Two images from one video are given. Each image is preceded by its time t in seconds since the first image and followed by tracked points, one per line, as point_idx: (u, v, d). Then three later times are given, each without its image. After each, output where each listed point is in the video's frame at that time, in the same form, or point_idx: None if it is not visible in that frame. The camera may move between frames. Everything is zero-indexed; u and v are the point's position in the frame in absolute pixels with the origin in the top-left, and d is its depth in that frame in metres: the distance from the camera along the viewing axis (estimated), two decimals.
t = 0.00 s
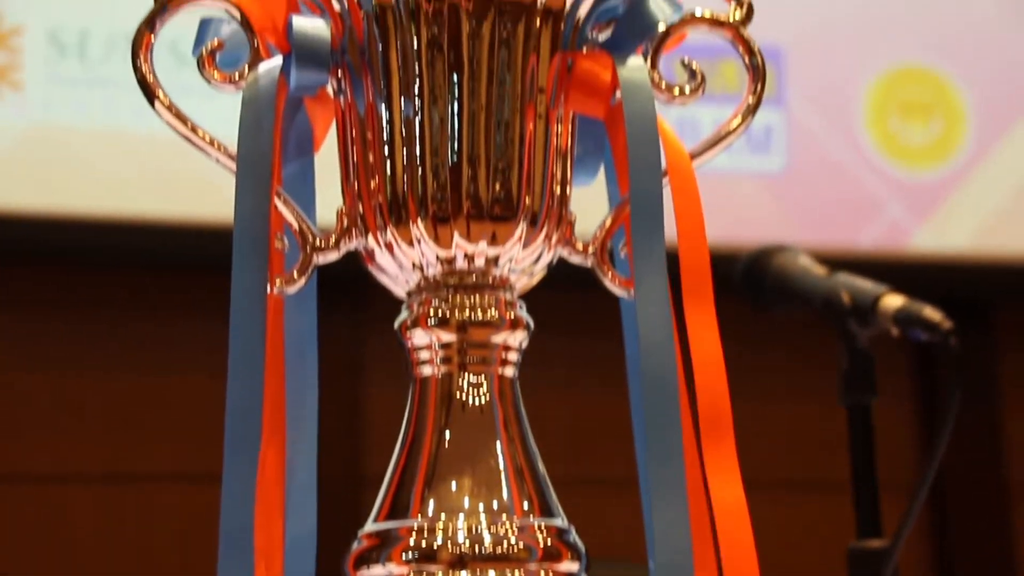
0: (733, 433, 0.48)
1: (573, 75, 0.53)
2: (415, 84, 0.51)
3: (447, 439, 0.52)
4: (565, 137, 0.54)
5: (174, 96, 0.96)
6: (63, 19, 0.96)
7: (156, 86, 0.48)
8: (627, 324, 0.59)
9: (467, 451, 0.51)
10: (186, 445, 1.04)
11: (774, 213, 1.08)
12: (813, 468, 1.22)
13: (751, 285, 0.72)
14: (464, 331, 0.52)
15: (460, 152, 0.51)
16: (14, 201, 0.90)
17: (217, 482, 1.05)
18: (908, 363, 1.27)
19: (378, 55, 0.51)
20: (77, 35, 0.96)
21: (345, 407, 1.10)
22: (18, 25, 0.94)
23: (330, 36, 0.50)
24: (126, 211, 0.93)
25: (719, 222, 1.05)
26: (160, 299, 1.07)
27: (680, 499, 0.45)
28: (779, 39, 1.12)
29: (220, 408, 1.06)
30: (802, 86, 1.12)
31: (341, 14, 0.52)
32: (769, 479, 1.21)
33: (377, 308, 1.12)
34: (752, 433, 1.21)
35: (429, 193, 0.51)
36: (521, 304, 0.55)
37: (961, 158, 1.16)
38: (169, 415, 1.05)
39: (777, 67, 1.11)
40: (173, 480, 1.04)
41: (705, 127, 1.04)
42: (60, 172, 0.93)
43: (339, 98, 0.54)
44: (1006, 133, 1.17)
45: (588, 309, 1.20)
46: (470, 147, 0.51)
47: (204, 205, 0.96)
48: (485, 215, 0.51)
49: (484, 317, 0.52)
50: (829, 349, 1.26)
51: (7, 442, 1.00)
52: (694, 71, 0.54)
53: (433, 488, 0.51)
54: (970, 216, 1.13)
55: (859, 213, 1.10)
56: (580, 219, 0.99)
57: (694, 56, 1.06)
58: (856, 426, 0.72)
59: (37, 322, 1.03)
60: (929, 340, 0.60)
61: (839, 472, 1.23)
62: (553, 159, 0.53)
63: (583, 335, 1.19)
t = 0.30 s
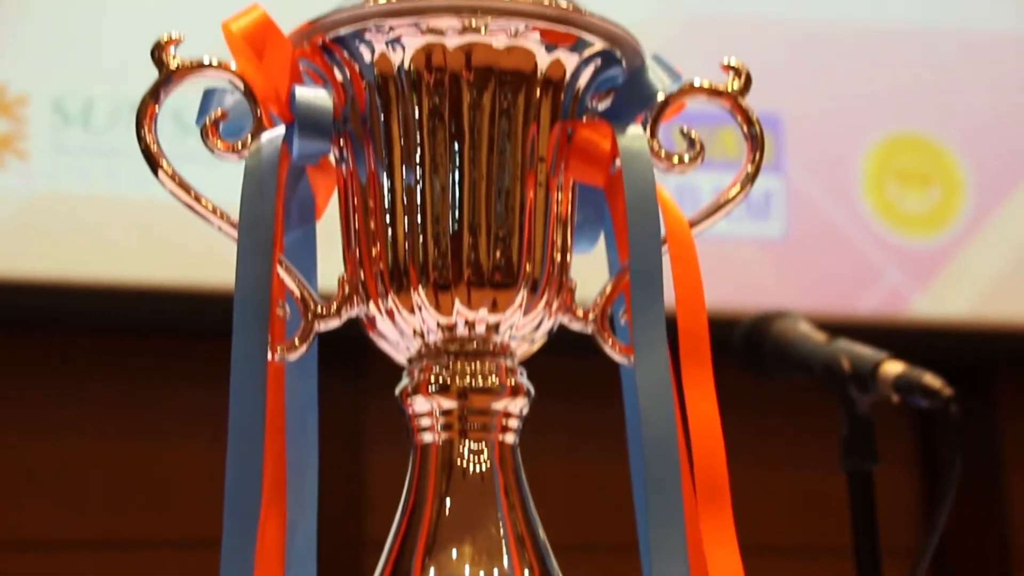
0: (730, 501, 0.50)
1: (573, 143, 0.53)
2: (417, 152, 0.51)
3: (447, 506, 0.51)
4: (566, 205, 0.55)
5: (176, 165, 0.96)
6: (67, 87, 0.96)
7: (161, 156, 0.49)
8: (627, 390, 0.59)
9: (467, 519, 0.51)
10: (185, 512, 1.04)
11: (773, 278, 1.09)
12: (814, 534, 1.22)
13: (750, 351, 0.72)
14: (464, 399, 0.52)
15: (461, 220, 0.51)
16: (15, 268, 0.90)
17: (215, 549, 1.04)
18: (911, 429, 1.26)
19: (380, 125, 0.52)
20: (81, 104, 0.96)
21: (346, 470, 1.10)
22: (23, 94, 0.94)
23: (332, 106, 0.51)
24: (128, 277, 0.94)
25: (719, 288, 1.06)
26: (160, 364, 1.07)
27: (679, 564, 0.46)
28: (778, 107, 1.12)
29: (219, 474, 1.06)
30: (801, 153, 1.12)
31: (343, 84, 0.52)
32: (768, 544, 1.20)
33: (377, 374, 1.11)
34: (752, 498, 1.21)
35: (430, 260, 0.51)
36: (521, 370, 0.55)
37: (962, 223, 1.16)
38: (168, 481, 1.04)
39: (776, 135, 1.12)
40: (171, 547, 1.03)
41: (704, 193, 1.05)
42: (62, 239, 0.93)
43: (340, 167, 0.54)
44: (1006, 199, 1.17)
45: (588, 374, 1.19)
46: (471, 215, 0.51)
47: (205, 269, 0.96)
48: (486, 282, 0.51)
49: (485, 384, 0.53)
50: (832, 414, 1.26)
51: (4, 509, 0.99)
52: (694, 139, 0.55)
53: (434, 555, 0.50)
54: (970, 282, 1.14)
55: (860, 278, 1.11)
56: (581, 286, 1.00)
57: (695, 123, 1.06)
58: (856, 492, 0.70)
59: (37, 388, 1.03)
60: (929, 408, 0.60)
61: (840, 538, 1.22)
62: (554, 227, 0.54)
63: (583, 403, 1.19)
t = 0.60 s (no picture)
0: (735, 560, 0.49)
1: (573, 202, 0.54)
2: (418, 211, 0.52)
3: (449, 563, 0.51)
4: (567, 263, 0.55)
5: (177, 220, 0.96)
6: (71, 145, 0.96)
7: (163, 214, 0.49)
8: (628, 446, 0.59)
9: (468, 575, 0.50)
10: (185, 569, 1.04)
11: (774, 335, 1.09)
12: None
13: (751, 408, 0.72)
14: (465, 455, 0.52)
15: (462, 277, 0.52)
16: (15, 323, 0.92)
17: None
18: (912, 485, 1.26)
19: (381, 184, 0.52)
20: (83, 162, 0.97)
21: (346, 524, 1.10)
22: (27, 152, 0.95)
23: (334, 164, 0.51)
24: (129, 333, 0.94)
25: (719, 343, 1.07)
26: (160, 418, 1.06)
27: None
28: (778, 165, 1.13)
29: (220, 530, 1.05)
30: (801, 210, 1.13)
31: (345, 143, 0.53)
32: None
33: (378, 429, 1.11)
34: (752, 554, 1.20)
35: (431, 317, 0.51)
36: (523, 429, 0.55)
37: (962, 278, 1.16)
38: (168, 537, 1.04)
39: (776, 193, 1.12)
40: None
41: (705, 251, 1.05)
42: (63, 295, 0.94)
43: (342, 225, 0.54)
44: (1008, 252, 1.17)
45: (588, 429, 1.19)
46: (472, 272, 0.52)
47: (205, 324, 0.96)
48: (486, 339, 0.52)
49: (485, 440, 0.52)
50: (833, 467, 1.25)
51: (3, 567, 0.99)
52: (694, 198, 0.55)
53: None
54: (970, 337, 1.14)
55: (860, 334, 1.11)
56: (582, 343, 1.00)
57: (694, 180, 1.07)
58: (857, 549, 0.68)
59: (37, 443, 1.03)
60: (930, 464, 0.60)
61: None
62: (555, 284, 0.54)
63: (583, 458, 1.18)
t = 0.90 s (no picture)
0: None
1: (574, 234, 0.54)
2: (419, 243, 0.52)
3: None
4: (567, 294, 0.55)
5: (179, 252, 0.97)
6: (74, 178, 0.97)
7: (166, 247, 0.50)
8: (630, 478, 0.59)
9: None
10: None
11: (775, 366, 1.09)
12: None
13: (751, 442, 0.72)
14: (466, 486, 0.52)
15: (463, 309, 0.52)
16: (16, 355, 0.92)
17: None
18: (914, 517, 1.26)
19: (383, 216, 0.52)
20: (86, 194, 0.97)
21: (347, 554, 1.09)
22: (30, 185, 0.95)
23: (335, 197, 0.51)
24: (129, 363, 0.94)
25: (719, 373, 1.07)
26: (162, 451, 1.06)
27: None
28: (778, 197, 1.13)
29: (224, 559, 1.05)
30: (801, 241, 1.13)
31: (347, 175, 0.53)
32: None
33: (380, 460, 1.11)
34: None
35: (431, 349, 0.52)
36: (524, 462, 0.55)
37: (963, 309, 1.16)
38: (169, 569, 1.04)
39: (776, 224, 1.13)
40: None
41: (706, 281, 1.05)
42: (64, 325, 0.94)
43: (344, 256, 0.54)
44: (1009, 284, 1.17)
45: (588, 459, 1.19)
46: (473, 304, 0.52)
47: (205, 353, 0.96)
48: (487, 371, 0.52)
49: (486, 471, 0.52)
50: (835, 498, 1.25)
51: None
52: (694, 230, 0.55)
53: None
54: (970, 369, 1.14)
55: (860, 366, 1.11)
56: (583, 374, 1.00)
57: (694, 212, 1.07)
58: None
59: (38, 475, 1.03)
60: (932, 495, 0.60)
61: None
62: (556, 315, 0.54)
63: (582, 489, 1.18)
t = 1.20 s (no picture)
0: None
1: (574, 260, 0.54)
2: (420, 269, 0.52)
3: None
4: (568, 319, 0.55)
5: (181, 278, 0.97)
6: (75, 204, 0.97)
7: (167, 273, 0.50)
8: (631, 503, 0.58)
9: None
10: None
11: (776, 392, 1.09)
12: None
13: (751, 467, 0.72)
14: (466, 512, 0.51)
15: (463, 334, 0.52)
16: (18, 380, 0.92)
17: None
18: (915, 542, 1.26)
19: (384, 242, 0.52)
20: (87, 220, 0.97)
21: None
22: (32, 210, 0.95)
23: (337, 223, 0.51)
24: (131, 388, 0.94)
25: (719, 397, 1.07)
26: (162, 477, 1.06)
27: None
28: (778, 222, 1.14)
29: None
30: (802, 266, 1.13)
31: (348, 201, 0.53)
32: None
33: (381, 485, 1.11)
34: None
35: (432, 374, 0.52)
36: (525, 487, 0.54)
37: (964, 333, 1.16)
38: None
39: (776, 248, 1.13)
40: None
41: (708, 306, 1.06)
42: (66, 351, 0.94)
43: (345, 282, 0.54)
44: (1010, 308, 1.17)
45: (590, 483, 1.19)
46: (473, 329, 0.52)
47: (205, 379, 0.96)
48: (488, 396, 0.52)
49: (486, 497, 0.52)
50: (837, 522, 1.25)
51: None
52: (694, 255, 0.55)
53: None
54: (971, 393, 1.14)
55: (861, 390, 1.11)
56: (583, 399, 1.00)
57: (694, 237, 1.07)
58: None
59: (38, 502, 1.03)
60: (933, 520, 0.60)
61: None
62: (557, 340, 0.54)
63: (583, 515, 1.18)
